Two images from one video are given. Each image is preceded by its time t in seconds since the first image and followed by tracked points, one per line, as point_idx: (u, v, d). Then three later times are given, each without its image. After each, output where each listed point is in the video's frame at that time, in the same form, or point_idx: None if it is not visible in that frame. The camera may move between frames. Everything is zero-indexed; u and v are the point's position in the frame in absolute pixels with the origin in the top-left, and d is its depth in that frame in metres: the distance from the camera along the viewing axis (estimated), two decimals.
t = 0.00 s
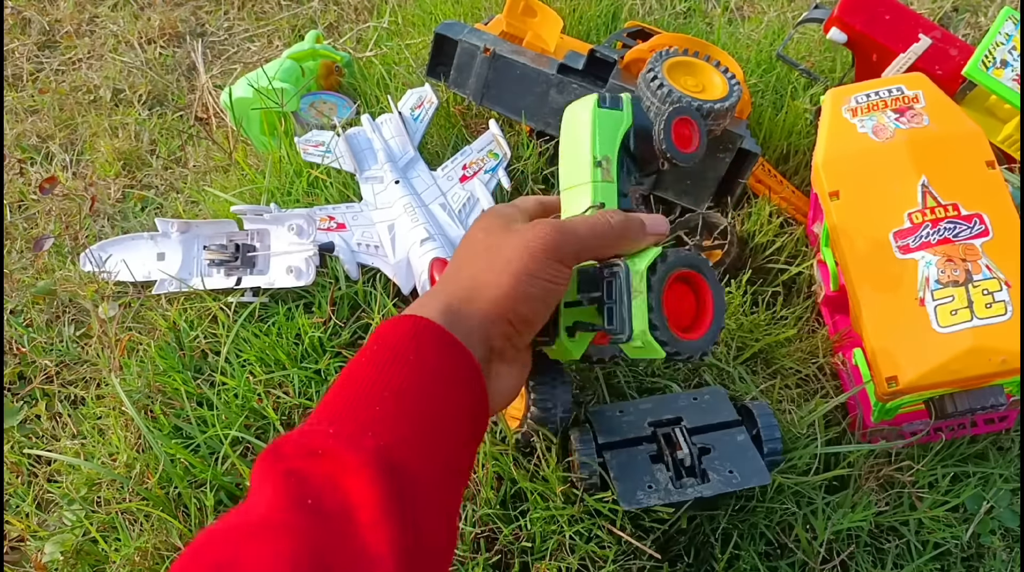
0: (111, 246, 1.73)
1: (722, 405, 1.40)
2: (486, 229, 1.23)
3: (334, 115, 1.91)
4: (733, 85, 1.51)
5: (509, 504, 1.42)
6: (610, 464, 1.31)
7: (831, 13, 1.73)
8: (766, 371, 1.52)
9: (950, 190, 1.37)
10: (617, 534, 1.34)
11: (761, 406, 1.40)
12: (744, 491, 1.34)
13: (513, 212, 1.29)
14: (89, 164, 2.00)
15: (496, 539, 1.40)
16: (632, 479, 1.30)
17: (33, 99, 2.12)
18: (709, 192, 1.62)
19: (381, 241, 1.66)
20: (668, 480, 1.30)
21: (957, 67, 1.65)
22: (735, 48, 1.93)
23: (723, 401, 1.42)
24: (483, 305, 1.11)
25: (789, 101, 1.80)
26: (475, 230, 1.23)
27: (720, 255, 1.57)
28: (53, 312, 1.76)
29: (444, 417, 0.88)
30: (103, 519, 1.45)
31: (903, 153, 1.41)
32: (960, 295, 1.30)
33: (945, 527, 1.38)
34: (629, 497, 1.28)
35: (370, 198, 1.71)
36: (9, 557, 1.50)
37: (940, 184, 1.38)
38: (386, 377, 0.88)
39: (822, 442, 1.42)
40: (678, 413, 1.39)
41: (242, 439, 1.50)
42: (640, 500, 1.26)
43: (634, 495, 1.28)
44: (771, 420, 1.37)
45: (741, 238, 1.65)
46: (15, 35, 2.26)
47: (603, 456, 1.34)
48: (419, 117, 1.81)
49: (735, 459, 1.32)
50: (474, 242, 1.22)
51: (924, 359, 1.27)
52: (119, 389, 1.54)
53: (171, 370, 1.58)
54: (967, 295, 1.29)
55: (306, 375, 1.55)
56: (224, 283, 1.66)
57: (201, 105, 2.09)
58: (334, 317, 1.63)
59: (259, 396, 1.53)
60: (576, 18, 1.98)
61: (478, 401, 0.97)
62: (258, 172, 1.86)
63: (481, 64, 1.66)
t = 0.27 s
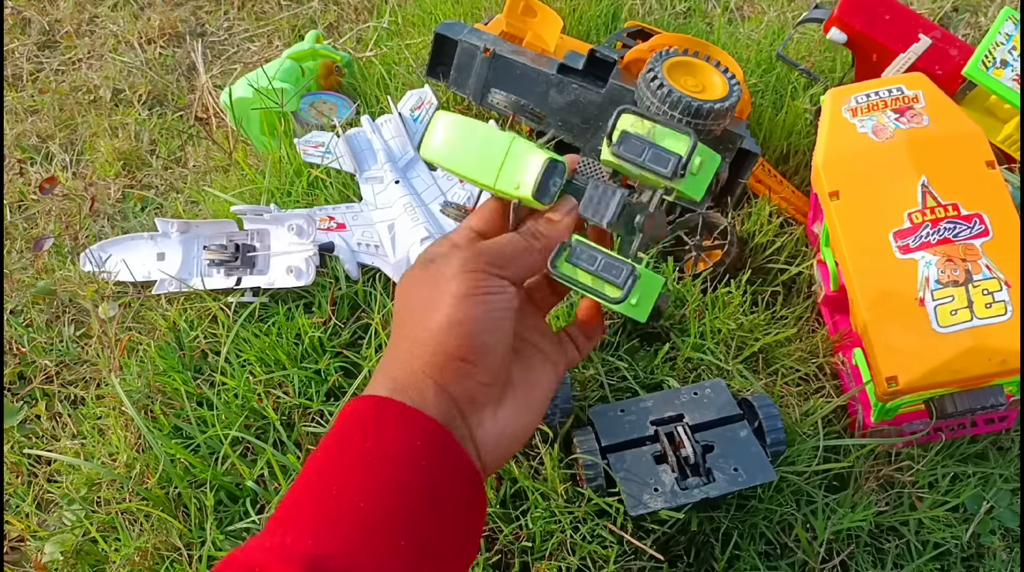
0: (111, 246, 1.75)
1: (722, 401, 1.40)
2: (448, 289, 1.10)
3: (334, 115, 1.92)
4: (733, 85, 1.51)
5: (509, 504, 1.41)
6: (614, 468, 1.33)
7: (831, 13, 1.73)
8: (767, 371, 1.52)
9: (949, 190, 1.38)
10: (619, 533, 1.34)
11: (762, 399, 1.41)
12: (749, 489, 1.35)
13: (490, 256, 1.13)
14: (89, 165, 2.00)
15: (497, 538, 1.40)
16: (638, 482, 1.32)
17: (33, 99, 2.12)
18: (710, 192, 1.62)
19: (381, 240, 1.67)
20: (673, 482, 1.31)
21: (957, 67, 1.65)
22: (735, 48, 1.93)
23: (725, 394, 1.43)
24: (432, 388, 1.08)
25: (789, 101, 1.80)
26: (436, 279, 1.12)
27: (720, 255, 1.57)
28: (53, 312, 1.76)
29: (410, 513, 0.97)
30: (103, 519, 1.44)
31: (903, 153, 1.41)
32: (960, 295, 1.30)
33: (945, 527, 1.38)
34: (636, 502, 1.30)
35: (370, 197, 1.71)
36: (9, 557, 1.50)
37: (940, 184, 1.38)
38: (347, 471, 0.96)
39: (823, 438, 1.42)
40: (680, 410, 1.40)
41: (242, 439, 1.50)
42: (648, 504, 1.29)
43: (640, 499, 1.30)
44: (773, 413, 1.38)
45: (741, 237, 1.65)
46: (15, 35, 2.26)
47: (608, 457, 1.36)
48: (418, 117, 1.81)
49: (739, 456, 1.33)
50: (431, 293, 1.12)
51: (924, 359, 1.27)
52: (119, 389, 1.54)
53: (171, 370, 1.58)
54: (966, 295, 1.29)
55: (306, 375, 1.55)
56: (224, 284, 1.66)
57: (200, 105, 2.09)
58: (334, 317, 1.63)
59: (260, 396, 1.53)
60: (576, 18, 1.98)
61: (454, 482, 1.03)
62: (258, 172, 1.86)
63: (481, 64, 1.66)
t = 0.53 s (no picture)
0: (111, 246, 1.75)
1: (722, 402, 1.40)
2: (476, 430, 1.04)
3: (334, 115, 1.92)
4: (734, 85, 1.51)
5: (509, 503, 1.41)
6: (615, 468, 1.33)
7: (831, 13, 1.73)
8: (767, 371, 1.52)
9: (949, 189, 1.37)
10: (619, 533, 1.35)
11: (762, 399, 1.40)
12: (750, 490, 1.35)
13: (509, 382, 1.09)
14: (89, 164, 2.00)
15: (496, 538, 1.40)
16: (638, 482, 1.32)
17: (33, 99, 2.12)
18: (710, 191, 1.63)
19: (381, 240, 1.67)
20: (673, 482, 1.31)
21: (957, 67, 1.65)
22: (735, 47, 1.93)
23: (725, 394, 1.42)
24: (464, 549, 1.03)
25: (789, 100, 1.80)
26: (458, 416, 1.06)
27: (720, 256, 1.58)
28: (53, 311, 1.76)
29: None
30: (103, 519, 1.44)
31: (903, 153, 1.41)
32: (960, 295, 1.29)
33: (945, 527, 1.38)
34: (636, 502, 1.30)
35: (370, 197, 1.71)
36: (9, 557, 1.50)
37: (940, 183, 1.38)
38: None
39: (824, 438, 1.42)
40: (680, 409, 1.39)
41: (242, 438, 1.50)
42: (648, 504, 1.29)
43: (640, 499, 1.30)
44: (773, 412, 1.38)
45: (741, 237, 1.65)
46: (15, 35, 2.25)
47: (608, 457, 1.35)
48: (418, 117, 1.80)
49: (738, 456, 1.34)
50: (455, 435, 1.05)
51: (924, 359, 1.27)
52: (119, 389, 1.54)
53: (171, 370, 1.58)
54: (966, 295, 1.29)
55: (306, 375, 1.55)
56: (224, 283, 1.66)
57: (201, 105, 2.09)
58: (334, 317, 1.63)
59: (259, 396, 1.53)
60: (576, 18, 1.98)
61: None
62: (257, 171, 1.85)
63: (481, 63, 1.66)
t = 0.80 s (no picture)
0: (109, 244, 1.75)
1: (722, 400, 1.40)
2: (466, 462, 1.00)
3: (333, 112, 1.91)
4: (734, 82, 1.51)
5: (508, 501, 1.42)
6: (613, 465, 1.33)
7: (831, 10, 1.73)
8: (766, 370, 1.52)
9: (949, 187, 1.37)
10: (618, 531, 1.35)
11: (761, 397, 1.41)
12: (749, 487, 1.35)
13: (508, 411, 1.01)
14: (87, 162, 1.99)
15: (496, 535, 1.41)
16: (638, 479, 1.32)
17: (31, 96, 2.11)
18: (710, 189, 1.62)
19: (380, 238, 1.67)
20: (673, 480, 1.31)
21: (957, 65, 1.65)
22: (735, 45, 1.92)
23: (725, 391, 1.43)
24: None
25: (788, 98, 1.79)
26: (453, 449, 1.02)
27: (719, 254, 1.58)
28: (52, 309, 1.75)
29: None
30: (103, 517, 1.45)
31: (903, 151, 1.41)
32: (960, 293, 1.29)
33: (944, 524, 1.38)
34: (636, 500, 1.30)
35: (368, 195, 1.71)
36: (8, 555, 1.49)
37: (940, 181, 1.38)
38: None
39: (823, 436, 1.42)
40: (679, 407, 1.39)
41: (241, 436, 1.50)
42: (647, 501, 1.29)
43: (639, 497, 1.30)
44: (772, 411, 1.38)
45: (740, 235, 1.65)
46: (13, 31, 2.25)
47: (607, 455, 1.35)
48: (417, 115, 1.81)
49: (737, 453, 1.34)
50: (445, 466, 1.02)
51: (923, 357, 1.27)
52: (118, 386, 1.54)
53: (170, 367, 1.58)
54: (966, 292, 1.29)
55: (305, 373, 1.55)
56: (223, 281, 1.66)
57: (199, 102, 2.09)
58: (333, 315, 1.63)
59: (259, 394, 1.53)
60: (576, 15, 1.98)
61: None
62: (256, 169, 1.85)
63: (481, 61, 1.65)
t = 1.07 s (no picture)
0: (106, 245, 1.73)
1: (725, 403, 1.38)
2: (452, 499, 0.98)
3: (332, 111, 1.89)
4: (735, 81, 1.50)
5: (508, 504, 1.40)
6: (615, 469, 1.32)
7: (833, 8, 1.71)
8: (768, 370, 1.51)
9: (953, 187, 1.36)
10: (619, 534, 1.34)
11: (765, 399, 1.38)
12: (751, 491, 1.34)
13: (490, 436, 0.99)
14: (84, 162, 1.98)
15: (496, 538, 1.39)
16: (639, 483, 1.31)
17: (27, 96, 2.09)
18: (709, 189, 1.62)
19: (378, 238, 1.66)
20: (674, 483, 1.30)
21: (961, 64, 1.63)
22: (737, 44, 1.91)
23: (729, 393, 1.41)
24: None
25: (791, 97, 1.78)
26: (433, 480, 0.99)
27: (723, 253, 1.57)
28: (47, 310, 1.74)
29: None
30: (98, 521, 1.43)
31: (906, 151, 1.39)
32: (964, 294, 1.28)
33: (949, 528, 1.36)
34: (637, 503, 1.29)
35: (366, 194, 1.69)
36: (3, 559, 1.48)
37: (944, 181, 1.36)
38: None
39: (826, 438, 1.41)
40: (681, 410, 1.37)
41: (238, 439, 1.48)
42: (649, 505, 1.28)
43: (641, 501, 1.29)
44: (776, 413, 1.36)
45: (742, 235, 1.64)
46: (9, 30, 2.23)
47: (608, 457, 1.33)
48: (416, 114, 1.80)
49: (739, 456, 1.32)
50: (428, 504, 0.99)
51: (927, 359, 1.25)
52: (114, 388, 1.52)
53: (166, 369, 1.56)
54: (970, 293, 1.28)
55: (303, 374, 1.53)
56: (220, 282, 1.65)
57: (196, 102, 2.07)
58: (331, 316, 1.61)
59: (256, 396, 1.52)
60: (576, 14, 1.97)
61: None
62: (253, 169, 1.83)
63: (480, 59, 1.64)
